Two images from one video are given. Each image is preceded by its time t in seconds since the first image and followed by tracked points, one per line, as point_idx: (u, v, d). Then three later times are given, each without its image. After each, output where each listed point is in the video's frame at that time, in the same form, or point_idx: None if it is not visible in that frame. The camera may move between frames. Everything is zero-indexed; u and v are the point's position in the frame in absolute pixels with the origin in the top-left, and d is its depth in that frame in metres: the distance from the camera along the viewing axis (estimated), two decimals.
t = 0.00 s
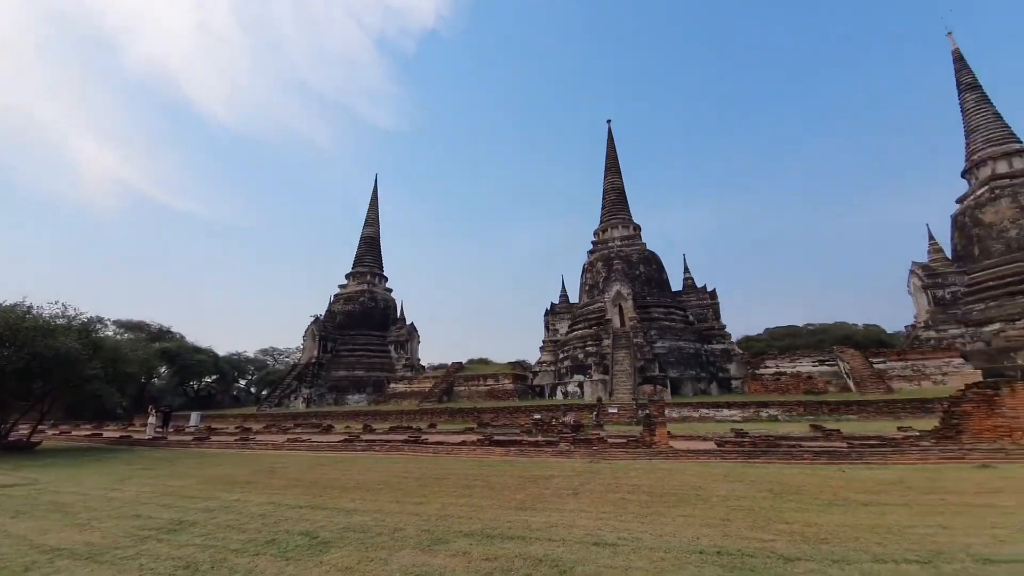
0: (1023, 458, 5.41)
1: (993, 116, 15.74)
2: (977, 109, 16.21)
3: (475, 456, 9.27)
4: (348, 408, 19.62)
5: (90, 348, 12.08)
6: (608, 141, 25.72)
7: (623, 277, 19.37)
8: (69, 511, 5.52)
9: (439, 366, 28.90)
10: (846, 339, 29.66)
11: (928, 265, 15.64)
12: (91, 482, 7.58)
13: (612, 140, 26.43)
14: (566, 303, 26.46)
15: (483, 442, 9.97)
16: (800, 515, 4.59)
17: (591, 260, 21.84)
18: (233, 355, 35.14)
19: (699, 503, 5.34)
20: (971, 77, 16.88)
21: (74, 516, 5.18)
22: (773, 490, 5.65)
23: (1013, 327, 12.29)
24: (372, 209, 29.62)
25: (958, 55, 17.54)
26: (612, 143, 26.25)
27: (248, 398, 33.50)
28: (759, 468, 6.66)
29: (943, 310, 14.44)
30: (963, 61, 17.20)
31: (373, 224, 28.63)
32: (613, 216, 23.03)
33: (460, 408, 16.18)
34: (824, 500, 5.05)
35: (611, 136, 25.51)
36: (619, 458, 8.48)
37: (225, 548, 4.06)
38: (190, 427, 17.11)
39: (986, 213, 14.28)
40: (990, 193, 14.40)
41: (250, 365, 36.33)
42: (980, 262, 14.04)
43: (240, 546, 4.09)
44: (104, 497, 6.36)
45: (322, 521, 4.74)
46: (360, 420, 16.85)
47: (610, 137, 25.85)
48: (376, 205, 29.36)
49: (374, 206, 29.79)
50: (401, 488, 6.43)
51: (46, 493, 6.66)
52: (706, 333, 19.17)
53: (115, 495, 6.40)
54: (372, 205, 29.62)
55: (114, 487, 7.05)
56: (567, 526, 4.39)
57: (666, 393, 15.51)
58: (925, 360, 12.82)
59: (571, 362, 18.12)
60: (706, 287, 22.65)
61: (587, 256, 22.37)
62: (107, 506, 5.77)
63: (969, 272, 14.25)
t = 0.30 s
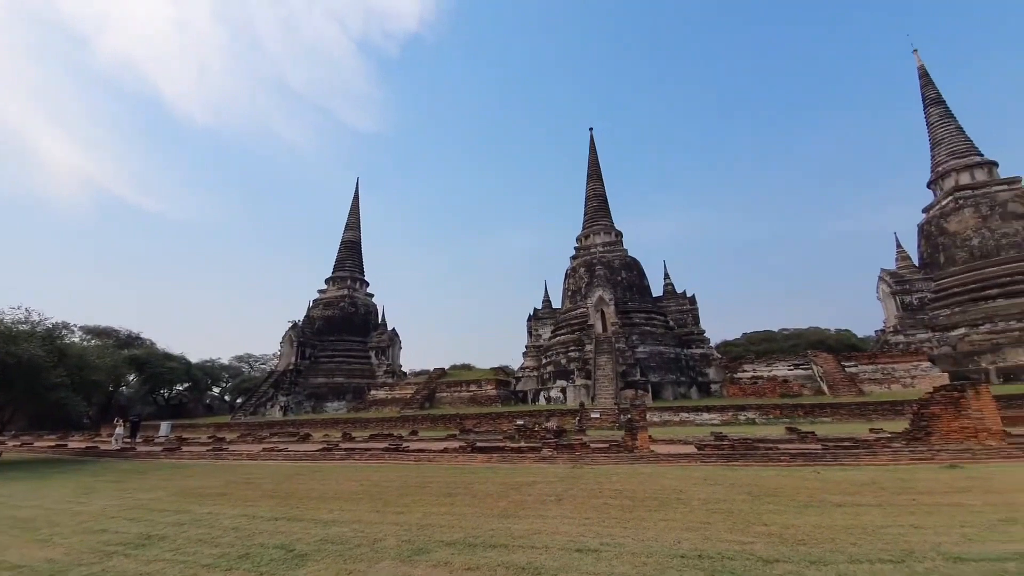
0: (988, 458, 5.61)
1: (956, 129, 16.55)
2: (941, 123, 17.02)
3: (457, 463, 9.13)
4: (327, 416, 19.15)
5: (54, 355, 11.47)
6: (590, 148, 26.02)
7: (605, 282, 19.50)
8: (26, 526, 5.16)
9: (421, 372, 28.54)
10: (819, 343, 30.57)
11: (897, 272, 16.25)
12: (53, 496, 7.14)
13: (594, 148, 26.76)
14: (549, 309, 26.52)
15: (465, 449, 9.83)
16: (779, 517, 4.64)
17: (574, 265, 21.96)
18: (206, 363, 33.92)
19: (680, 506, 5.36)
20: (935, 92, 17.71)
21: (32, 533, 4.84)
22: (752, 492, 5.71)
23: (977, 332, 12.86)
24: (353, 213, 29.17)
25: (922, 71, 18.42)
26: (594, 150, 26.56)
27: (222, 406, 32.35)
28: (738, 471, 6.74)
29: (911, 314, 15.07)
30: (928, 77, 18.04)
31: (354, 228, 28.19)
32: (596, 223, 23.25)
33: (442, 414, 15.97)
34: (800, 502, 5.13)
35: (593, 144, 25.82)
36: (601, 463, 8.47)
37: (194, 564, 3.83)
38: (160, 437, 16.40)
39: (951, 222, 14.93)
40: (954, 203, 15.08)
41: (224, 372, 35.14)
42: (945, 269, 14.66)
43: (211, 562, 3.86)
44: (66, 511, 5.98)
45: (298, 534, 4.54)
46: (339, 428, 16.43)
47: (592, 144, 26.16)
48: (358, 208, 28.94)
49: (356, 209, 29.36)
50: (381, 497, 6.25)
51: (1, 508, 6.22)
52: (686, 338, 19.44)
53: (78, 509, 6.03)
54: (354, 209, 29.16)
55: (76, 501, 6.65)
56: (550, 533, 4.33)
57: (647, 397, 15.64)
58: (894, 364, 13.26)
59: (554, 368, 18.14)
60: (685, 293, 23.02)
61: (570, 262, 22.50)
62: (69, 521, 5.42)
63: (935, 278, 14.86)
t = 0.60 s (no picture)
0: (955, 459, 5.81)
1: (926, 142, 17.24)
2: (912, 136, 17.71)
3: (438, 466, 9.02)
4: (306, 419, 18.71)
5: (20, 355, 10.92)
6: (576, 152, 26.23)
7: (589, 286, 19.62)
8: None
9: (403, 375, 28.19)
10: (795, 347, 31.39)
11: (869, 279, 16.80)
12: (12, 502, 6.76)
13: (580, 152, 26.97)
14: (533, 311, 26.55)
15: (447, 452, 9.72)
16: (756, 518, 4.70)
17: (558, 269, 22.04)
18: (179, 364, 32.78)
19: (661, 508, 5.40)
20: (907, 106, 18.41)
21: None
22: (730, 494, 5.79)
23: (945, 337, 13.32)
24: (336, 212, 28.69)
25: (895, 85, 19.14)
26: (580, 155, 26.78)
27: (196, 409, 31.29)
28: (717, 473, 6.82)
29: (884, 321, 15.64)
30: (900, 91, 18.74)
31: (337, 227, 27.73)
32: (580, 226, 23.42)
33: (424, 417, 15.80)
34: (776, 503, 5.22)
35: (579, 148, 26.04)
36: (583, 465, 8.48)
37: (162, 573, 3.64)
38: (129, 441, 15.76)
39: (921, 231, 15.52)
40: (924, 213, 15.69)
41: (198, 374, 34.03)
42: (915, 277, 15.22)
43: (180, 570, 3.67)
44: (26, 518, 5.65)
45: (273, 540, 4.39)
46: (318, 432, 16.05)
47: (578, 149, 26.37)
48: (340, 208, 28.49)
49: (339, 209, 28.89)
50: (360, 502, 6.11)
51: None
52: (668, 341, 19.66)
53: (39, 516, 5.71)
54: (336, 208, 28.69)
55: (38, 507, 6.31)
56: (532, 536, 4.29)
57: (628, 401, 15.77)
58: (866, 368, 13.72)
59: (537, 371, 18.16)
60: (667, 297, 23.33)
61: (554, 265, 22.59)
62: (29, 528, 5.14)
63: (906, 286, 15.39)
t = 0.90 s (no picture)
0: (916, 460, 6.06)
1: (892, 156, 18.05)
2: (880, 149, 18.51)
3: (415, 468, 8.88)
4: (278, 420, 18.17)
5: None
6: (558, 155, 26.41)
7: (569, 288, 19.74)
8: None
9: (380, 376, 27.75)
10: (766, 351, 32.36)
11: (837, 285, 17.44)
12: None
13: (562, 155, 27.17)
14: (513, 313, 26.55)
15: (424, 454, 9.59)
16: (727, 517, 4.80)
17: (539, 271, 22.11)
18: (144, 363, 31.36)
19: (635, 508, 5.45)
20: (875, 120, 19.24)
21: None
22: (703, 494, 5.90)
23: (907, 343, 14.00)
24: (314, 208, 28.05)
25: (865, 101, 19.99)
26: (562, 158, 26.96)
27: (162, 410, 29.98)
28: (691, 473, 6.94)
29: (849, 326, 15.76)
30: (870, 106, 19.56)
31: (315, 224, 27.11)
32: (561, 229, 23.57)
33: (401, 418, 15.56)
34: (747, 502, 5.34)
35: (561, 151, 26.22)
36: (560, 466, 8.49)
37: None
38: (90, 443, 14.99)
39: (886, 241, 16.22)
40: (890, 223, 16.41)
41: (165, 374, 32.71)
42: (880, 285, 15.89)
43: None
44: None
45: (242, 545, 4.22)
46: (291, 433, 15.61)
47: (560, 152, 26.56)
48: (318, 204, 27.87)
49: (317, 205, 28.26)
50: (334, 505, 5.96)
51: None
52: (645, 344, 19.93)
53: None
54: (314, 204, 28.04)
55: None
56: (508, 538, 4.26)
57: (607, 402, 15.91)
58: (833, 371, 14.25)
59: (517, 372, 18.16)
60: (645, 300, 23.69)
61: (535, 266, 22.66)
62: None
63: (871, 292, 16.05)
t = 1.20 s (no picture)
0: (882, 458, 6.29)
1: (864, 164, 18.69)
2: (853, 157, 19.14)
3: (395, 468, 8.77)
4: (254, 420, 17.71)
5: None
6: (544, 155, 26.49)
7: (552, 288, 19.80)
8: None
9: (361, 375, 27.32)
10: (743, 352, 33.16)
11: (812, 289, 17.99)
12: None
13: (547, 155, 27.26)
14: (496, 312, 26.53)
15: (404, 454, 9.48)
16: (704, 514, 4.88)
17: (523, 270, 22.14)
18: (113, 360, 30.13)
19: (615, 506, 5.51)
20: (849, 130, 19.89)
21: None
22: (681, 491, 5.99)
23: (877, 345, 14.53)
24: (294, 203, 27.45)
25: (840, 110, 20.64)
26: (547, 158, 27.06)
27: (131, 409, 28.87)
28: (670, 471, 7.04)
29: (821, 328, 16.54)
30: (844, 116, 20.22)
31: (295, 219, 26.53)
32: (545, 229, 23.66)
33: (381, 418, 15.37)
34: (723, 500, 5.44)
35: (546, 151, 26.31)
36: (541, 465, 8.52)
37: None
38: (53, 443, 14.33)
39: (858, 246, 16.78)
40: (862, 229, 16.99)
41: (135, 372, 31.52)
42: (852, 288, 16.45)
43: None
44: None
45: (215, 548, 4.08)
46: (267, 433, 15.24)
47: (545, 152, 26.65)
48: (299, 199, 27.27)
49: (297, 200, 27.66)
50: (311, 506, 5.83)
51: None
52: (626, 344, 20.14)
53: None
54: (295, 199, 27.43)
55: None
56: (488, 537, 4.24)
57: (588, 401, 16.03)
58: (805, 372, 14.70)
59: (499, 371, 18.17)
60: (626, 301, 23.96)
61: (519, 266, 22.68)
62: None
63: (843, 296, 16.57)
